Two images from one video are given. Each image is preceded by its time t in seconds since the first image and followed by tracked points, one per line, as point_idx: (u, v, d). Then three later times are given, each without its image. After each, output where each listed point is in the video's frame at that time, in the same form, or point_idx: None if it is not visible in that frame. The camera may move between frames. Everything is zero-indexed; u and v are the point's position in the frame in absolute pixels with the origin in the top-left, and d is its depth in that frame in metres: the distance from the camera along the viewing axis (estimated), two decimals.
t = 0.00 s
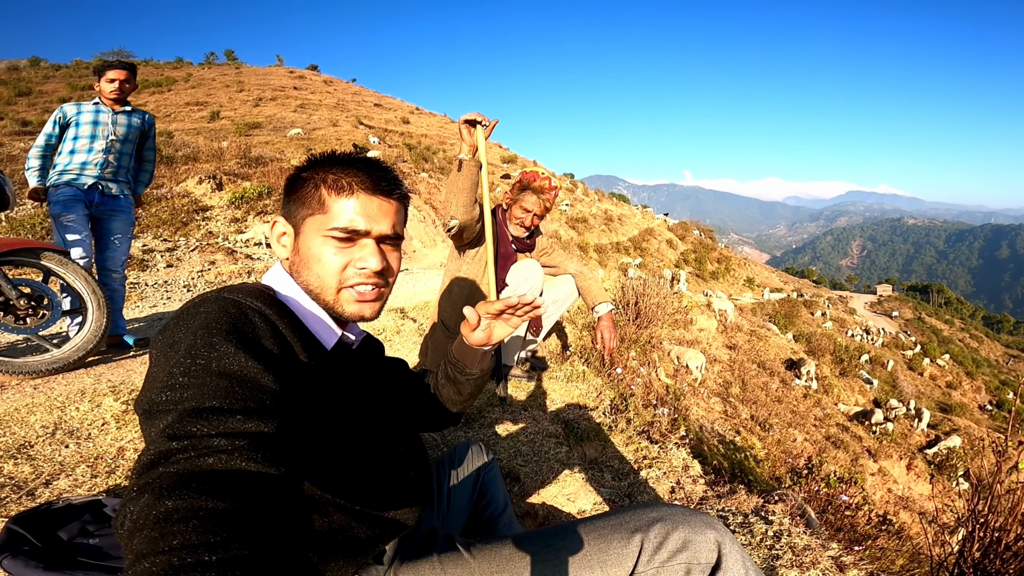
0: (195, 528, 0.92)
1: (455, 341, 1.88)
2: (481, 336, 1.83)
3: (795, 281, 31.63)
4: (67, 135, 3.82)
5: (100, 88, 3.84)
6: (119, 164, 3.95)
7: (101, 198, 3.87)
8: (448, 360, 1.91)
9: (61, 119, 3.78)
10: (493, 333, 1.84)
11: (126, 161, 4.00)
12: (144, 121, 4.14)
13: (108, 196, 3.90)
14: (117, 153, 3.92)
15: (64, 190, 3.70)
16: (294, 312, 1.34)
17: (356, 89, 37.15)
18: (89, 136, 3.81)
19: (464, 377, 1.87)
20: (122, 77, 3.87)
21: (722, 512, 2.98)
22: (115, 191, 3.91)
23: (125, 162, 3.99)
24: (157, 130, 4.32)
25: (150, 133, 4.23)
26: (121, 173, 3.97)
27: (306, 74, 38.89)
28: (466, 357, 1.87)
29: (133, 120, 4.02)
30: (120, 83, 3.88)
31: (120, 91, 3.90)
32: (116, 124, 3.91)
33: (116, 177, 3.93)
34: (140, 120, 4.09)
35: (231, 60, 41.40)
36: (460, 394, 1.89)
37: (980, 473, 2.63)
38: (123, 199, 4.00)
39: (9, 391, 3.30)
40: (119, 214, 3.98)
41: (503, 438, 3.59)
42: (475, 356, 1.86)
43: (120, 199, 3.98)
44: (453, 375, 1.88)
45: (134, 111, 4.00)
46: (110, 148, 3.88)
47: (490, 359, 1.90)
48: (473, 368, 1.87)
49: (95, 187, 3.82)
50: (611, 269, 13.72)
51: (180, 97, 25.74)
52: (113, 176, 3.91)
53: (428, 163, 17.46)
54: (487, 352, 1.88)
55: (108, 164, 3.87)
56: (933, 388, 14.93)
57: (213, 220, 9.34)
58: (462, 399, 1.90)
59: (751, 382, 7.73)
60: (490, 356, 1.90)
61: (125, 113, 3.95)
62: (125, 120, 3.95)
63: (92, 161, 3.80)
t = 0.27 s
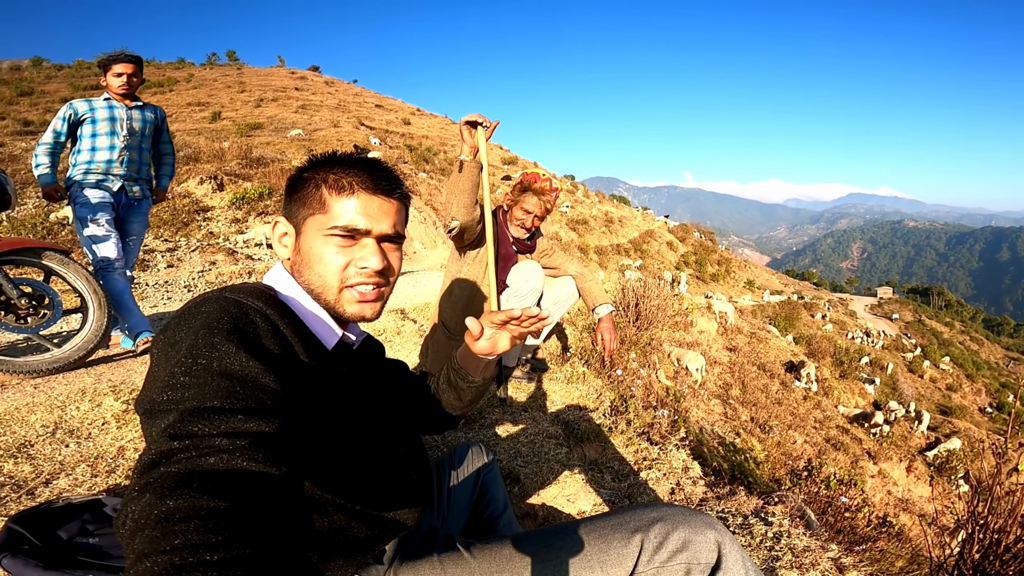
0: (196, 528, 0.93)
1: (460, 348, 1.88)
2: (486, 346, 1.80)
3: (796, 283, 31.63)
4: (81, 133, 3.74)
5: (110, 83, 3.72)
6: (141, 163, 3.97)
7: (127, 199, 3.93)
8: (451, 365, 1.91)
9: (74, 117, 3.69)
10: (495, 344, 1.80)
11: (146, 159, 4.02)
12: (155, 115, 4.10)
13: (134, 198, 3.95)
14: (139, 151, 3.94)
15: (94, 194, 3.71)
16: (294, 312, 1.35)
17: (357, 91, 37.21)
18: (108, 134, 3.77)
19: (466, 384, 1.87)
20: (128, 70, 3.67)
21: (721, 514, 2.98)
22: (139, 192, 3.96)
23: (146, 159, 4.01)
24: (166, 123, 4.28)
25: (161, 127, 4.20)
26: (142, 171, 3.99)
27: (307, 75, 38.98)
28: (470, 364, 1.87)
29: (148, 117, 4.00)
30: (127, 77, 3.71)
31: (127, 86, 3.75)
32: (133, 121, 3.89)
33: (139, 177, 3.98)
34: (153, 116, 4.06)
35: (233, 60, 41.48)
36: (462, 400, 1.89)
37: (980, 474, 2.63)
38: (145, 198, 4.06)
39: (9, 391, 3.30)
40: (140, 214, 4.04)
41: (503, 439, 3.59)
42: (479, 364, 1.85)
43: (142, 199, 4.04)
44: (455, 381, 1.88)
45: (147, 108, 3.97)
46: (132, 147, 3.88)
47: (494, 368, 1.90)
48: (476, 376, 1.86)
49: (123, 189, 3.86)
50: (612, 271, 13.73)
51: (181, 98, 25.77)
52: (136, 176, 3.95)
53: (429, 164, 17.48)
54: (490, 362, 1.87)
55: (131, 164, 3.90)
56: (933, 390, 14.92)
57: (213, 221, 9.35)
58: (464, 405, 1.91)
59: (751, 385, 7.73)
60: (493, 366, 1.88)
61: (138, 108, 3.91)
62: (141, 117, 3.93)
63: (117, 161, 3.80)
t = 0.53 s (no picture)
0: (196, 527, 0.93)
1: (470, 355, 1.88)
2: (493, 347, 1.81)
3: (793, 284, 31.71)
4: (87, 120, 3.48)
5: (105, 67, 3.51)
6: (155, 150, 3.80)
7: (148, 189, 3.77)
8: (460, 370, 1.91)
9: (78, 103, 3.42)
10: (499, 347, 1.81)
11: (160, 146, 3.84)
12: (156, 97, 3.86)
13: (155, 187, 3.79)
14: (152, 138, 3.76)
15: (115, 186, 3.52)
16: (295, 312, 1.35)
17: (355, 90, 37.17)
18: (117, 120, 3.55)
19: (473, 390, 1.87)
20: (125, 54, 3.48)
21: (719, 514, 2.99)
22: (157, 180, 3.79)
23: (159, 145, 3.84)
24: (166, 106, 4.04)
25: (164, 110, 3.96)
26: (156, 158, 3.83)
27: (306, 74, 38.92)
28: (477, 370, 1.86)
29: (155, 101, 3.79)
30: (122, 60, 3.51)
31: (124, 69, 3.57)
32: (142, 106, 3.68)
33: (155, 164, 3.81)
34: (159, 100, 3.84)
35: (231, 59, 41.37)
36: (465, 403, 1.89)
37: (975, 475, 2.64)
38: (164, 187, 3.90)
39: (7, 389, 3.30)
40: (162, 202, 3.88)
41: (502, 439, 3.60)
42: (487, 370, 1.85)
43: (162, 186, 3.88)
44: (462, 386, 1.88)
45: (151, 91, 3.76)
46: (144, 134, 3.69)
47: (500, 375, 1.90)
48: (483, 384, 1.86)
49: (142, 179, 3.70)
50: (610, 271, 13.75)
51: (179, 96, 25.71)
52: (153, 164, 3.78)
53: (428, 164, 17.47)
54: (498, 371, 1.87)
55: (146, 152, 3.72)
56: (929, 391, 14.98)
57: (211, 220, 9.33)
58: (467, 408, 1.91)
59: (748, 385, 7.75)
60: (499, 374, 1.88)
61: (142, 91, 3.71)
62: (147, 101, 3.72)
63: (132, 150, 3.61)
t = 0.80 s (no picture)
0: (197, 527, 0.93)
1: (467, 354, 1.87)
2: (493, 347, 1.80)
3: (795, 283, 31.64)
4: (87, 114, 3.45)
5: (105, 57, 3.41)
6: (161, 140, 3.70)
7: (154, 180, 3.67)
8: (456, 370, 1.90)
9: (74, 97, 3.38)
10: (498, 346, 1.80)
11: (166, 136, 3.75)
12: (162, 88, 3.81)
13: (163, 178, 3.69)
14: (156, 128, 3.67)
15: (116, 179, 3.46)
16: (295, 312, 1.35)
17: (357, 89, 37.18)
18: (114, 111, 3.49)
19: (471, 390, 1.86)
20: (127, 44, 3.41)
21: (720, 513, 2.98)
22: (163, 170, 3.68)
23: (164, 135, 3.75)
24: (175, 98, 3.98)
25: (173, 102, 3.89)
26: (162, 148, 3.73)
27: (307, 74, 38.96)
28: (475, 369, 1.86)
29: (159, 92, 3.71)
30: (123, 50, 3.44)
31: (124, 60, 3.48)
32: (142, 96, 3.59)
33: (162, 154, 3.72)
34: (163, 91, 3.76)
35: (233, 59, 41.41)
36: (465, 404, 1.88)
37: (979, 475, 2.63)
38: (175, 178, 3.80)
39: (8, 389, 3.30)
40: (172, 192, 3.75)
41: (503, 438, 3.60)
42: (485, 370, 1.85)
43: (172, 177, 3.77)
44: (459, 386, 1.87)
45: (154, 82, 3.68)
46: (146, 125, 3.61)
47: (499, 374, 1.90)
48: (482, 384, 1.85)
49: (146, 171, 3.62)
50: (611, 270, 13.73)
51: (180, 96, 25.73)
52: (158, 155, 3.69)
53: (429, 163, 17.46)
54: (497, 370, 1.87)
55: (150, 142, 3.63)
56: (932, 390, 14.93)
57: (213, 219, 9.35)
58: (467, 409, 1.90)
59: (750, 384, 7.73)
60: (498, 374, 1.89)
61: (141, 82, 3.61)
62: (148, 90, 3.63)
63: (132, 141, 3.53)
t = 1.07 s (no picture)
0: (195, 528, 0.92)
1: (466, 354, 1.86)
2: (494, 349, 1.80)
3: (797, 283, 31.58)
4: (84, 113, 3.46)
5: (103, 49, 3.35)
6: (149, 133, 3.53)
7: (142, 175, 3.52)
8: (456, 370, 1.89)
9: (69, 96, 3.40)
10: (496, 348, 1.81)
11: (157, 128, 3.58)
12: (168, 79, 3.69)
13: (148, 172, 3.52)
14: (145, 120, 3.51)
15: (100, 177, 3.40)
16: (296, 312, 1.34)
17: (358, 88, 37.19)
18: (103, 107, 3.43)
19: (471, 390, 1.85)
20: (126, 37, 3.35)
21: (722, 513, 2.97)
22: (151, 163, 3.51)
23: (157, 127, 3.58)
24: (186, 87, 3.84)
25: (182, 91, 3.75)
26: (153, 140, 3.56)
27: (309, 73, 39.00)
28: (473, 369, 1.85)
29: (155, 83, 3.57)
30: (122, 43, 3.37)
31: (123, 53, 3.42)
32: (130, 88, 3.46)
33: (153, 147, 3.57)
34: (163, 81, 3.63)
35: (235, 58, 41.49)
36: (465, 404, 1.87)
37: (981, 475, 2.62)
38: (167, 172, 3.60)
39: (10, 388, 3.31)
40: (159, 186, 3.55)
41: (504, 438, 3.59)
42: (484, 370, 1.84)
43: (162, 170, 3.57)
44: (458, 386, 1.86)
45: (151, 72, 3.56)
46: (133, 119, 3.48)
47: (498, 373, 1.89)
48: (481, 383, 1.85)
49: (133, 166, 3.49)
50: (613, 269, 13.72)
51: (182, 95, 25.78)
52: (147, 148, 3.54)
53: (430, 162, 17.46)
54: (496, 370, 1.86)
55: (136, 136, 3.48)
56: (934, 390, 14.90)
57: (215, 218, 9.36)
58: (467, 408, 1.89)
59: (751, 384, 7.72)
60: (497, 374, 1.88)
61: (134, 74, 3.49)
62: (141, 82, 3.50)
63: (119, 136, 3.43)
